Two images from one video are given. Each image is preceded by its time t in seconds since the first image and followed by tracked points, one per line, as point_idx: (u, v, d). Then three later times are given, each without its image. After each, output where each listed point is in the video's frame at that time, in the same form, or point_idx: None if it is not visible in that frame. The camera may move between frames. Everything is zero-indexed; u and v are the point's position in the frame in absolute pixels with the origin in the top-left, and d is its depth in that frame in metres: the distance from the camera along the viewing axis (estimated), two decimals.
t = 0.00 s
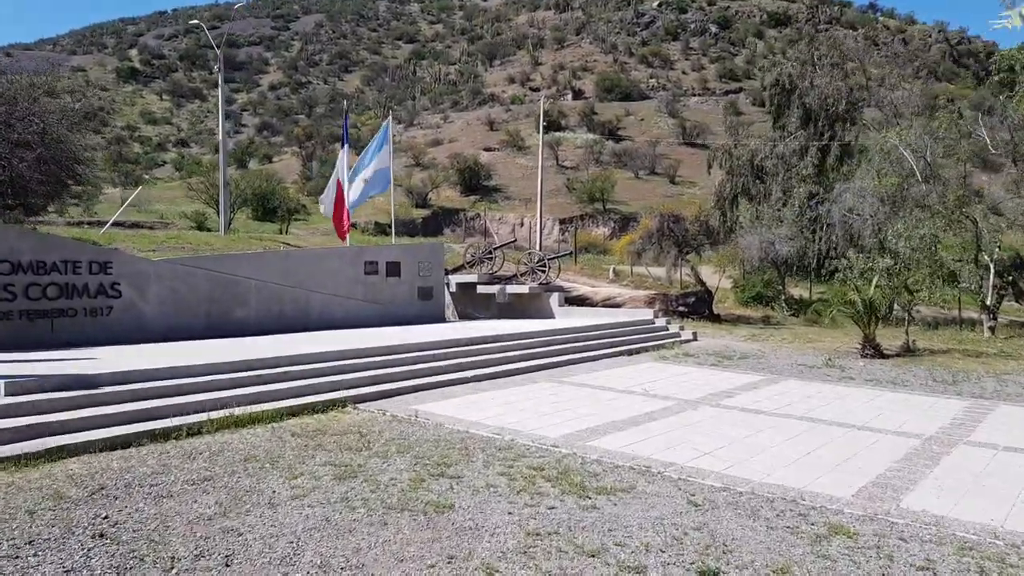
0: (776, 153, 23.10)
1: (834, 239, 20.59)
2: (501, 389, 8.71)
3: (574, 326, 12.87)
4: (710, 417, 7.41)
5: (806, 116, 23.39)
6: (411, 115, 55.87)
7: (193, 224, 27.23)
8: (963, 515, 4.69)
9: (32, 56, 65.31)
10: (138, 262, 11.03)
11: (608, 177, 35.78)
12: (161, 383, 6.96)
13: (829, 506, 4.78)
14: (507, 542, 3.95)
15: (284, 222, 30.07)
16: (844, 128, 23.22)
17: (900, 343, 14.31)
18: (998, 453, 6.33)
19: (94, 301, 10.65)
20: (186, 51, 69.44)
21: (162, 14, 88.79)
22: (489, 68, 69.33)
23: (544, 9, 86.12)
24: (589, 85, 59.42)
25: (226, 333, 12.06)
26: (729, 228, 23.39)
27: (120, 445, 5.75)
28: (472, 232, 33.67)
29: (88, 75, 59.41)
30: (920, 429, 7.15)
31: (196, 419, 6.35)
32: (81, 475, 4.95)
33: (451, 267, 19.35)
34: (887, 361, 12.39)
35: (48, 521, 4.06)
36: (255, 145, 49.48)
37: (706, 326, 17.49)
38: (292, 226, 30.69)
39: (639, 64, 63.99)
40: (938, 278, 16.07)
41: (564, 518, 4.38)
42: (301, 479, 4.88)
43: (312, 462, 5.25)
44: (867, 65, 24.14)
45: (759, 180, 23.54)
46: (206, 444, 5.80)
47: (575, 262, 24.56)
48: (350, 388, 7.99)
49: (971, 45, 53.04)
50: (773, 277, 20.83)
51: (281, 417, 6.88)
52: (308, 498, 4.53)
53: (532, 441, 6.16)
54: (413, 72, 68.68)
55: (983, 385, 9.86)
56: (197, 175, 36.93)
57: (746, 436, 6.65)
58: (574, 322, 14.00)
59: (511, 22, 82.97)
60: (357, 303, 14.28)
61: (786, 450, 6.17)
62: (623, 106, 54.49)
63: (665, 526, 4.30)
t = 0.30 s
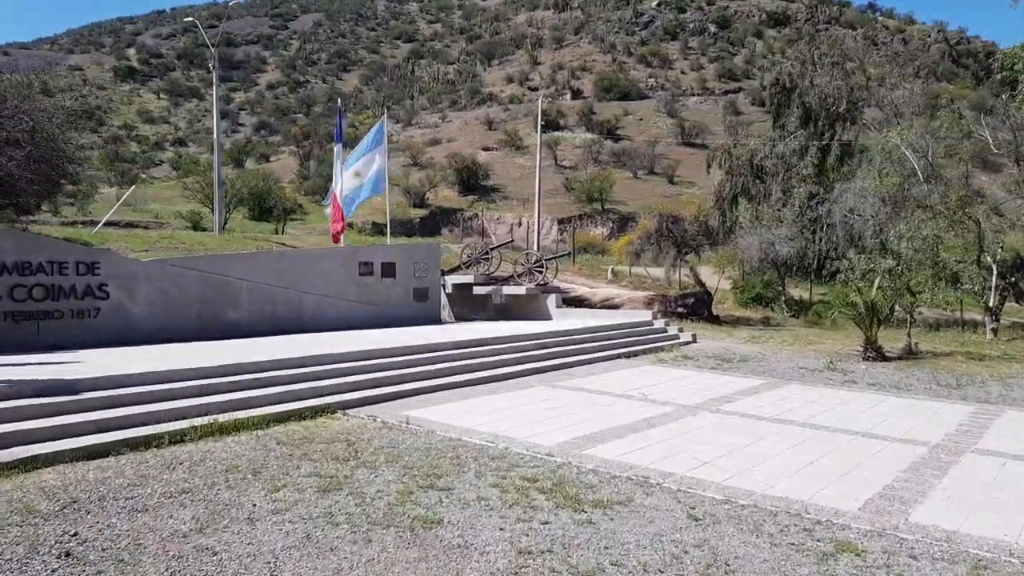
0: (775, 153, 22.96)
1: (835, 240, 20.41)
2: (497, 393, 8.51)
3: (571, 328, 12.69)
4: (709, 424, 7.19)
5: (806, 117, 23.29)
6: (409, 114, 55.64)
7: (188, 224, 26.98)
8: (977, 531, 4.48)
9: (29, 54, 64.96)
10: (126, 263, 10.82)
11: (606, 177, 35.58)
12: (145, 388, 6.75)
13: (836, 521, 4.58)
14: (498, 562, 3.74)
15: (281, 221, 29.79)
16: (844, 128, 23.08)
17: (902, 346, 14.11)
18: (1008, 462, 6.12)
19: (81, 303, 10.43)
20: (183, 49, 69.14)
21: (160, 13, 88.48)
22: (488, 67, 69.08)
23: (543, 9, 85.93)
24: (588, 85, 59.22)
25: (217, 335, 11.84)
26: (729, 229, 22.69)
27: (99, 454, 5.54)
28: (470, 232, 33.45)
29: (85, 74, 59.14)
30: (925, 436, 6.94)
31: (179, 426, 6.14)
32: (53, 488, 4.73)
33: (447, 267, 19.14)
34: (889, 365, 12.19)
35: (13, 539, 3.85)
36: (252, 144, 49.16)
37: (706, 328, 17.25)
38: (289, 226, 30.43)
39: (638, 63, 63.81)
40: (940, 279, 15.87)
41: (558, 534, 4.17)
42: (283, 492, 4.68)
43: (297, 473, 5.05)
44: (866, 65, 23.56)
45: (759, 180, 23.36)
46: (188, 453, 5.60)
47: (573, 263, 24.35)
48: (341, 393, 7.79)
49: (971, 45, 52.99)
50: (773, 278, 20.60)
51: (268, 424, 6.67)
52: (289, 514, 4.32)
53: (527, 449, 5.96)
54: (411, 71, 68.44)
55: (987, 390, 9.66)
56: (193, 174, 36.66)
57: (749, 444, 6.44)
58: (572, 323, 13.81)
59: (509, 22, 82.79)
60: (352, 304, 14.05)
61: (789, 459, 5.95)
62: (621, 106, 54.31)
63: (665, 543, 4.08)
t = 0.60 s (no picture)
0: (775, 152, 22.81)
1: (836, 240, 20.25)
2: (493, 396, 8.32)
3: (569, 329, 12.47)
4: (710, 429, 6.99)
5: (806, 116, 23.15)
6: (407, 114, 55.43)
7: (184, 224, 26.74)
8: (993, 543, 4.29)
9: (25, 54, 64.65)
10: (116, 263, 10.61)
11: (605, 176, 35.39)
12: (129, 392, 6.55)
13: (845, 532, 4.39)
14: None
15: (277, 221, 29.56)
16: (844, 127, 22.92)
17: (905, 347, 13.94)
18: (1019, 468, 5.93)
19: (69, 304, 10.21)
20: (181, 49, 68.89)
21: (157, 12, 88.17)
22: (486, 67, 68.86)
23: (542, 8, 85.77)
24: (586, 84, 59.05)
25: (209, 337, 11.63)
26: (729, 228, 22.01)
27: (78, 461, 5.33)
28: (467, 232, 33.27)
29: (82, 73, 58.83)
30: (933, 442, 6.75)
31: (164, 431, 5.95)
32: (27, 498, 4.53)
33: (444, 267, 18.95)
34: (892, 367, 12.01)
35: None
36: (250, 144, 48.87)
37: (705, 329, 17.04)
38: (286, 226, 30.22)
39: (637, 62, 63.64)
40: (943, 280, 15.66)
41: (552, 548, 3.97)
42: (267, 502, 4.48)
43: (283, 482, 4.85)
44: (866, 65, 23.45)
45: (759, 179, 23.20)
46: (171, 461, 5.40)
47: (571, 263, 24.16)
48: (333, 395, 7.58)
49: (970, 45, 52.92)
50: (773, 278, 20.41)
51: (256, 429, 6.47)
52: (272, 526, 4.12)
53: (522, 455, 5.77)
54: (409, 71, 68.24)
55: (993, 393, 9.48)
56: (189, 173, 36.40)
57: (752, 450, 6.25)
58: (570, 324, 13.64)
59: (508, 22, 82.62)
60: (347, 305, 13.85)
61: (793, 466, 5.77)
62: (620, 105, 54.14)
63: (667, 558, 3.88)
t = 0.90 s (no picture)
0: (776, 151, 22.63)
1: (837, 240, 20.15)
2: (489, 399, 8.13)
3: (567, 330, 12.28)
4: (711, 434, 6.80)
5: (806, 115, 22.99)
6: (405, 113, 55.26)
7: (180, 223, 26.55)
8: (1007, 555, 4.10)
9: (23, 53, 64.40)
10: (105, 262, 10.39)
11: (604, 176, 35.22)
12: (115, 395, 6.35)
13: (855, 544, 4.20)
14: None
15: (274, 221, 29.38)
16: (845, 126, 22.76)
17: (908, 349, 13.76)
18: None
19: (58, 304, 9.98)
20: (179, 48, 68.68)
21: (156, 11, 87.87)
22: (485, 66, 68.65)
23: (541, 8, 85.59)
24: (585, 83, 58.90)
25: (202, 338, 11.42)
26: (728, 228, 21.73)
27: (56, 467, 5.13)
28: (466, 232, 33.12)
29: (79, 72, 58.59)
30: (940, 446, 6.55)
31: (148, 435, 5.75)
32: None
33: (442, 267, 18.77)
34: (895, 369, 11.87)
35: None
36: (247, 143, 48.67)
37: (704, 330, 16.86)
38: (282, 225, 30.00)
39: (636, 62, 63.50)
40: (944, 281, 15.49)
41: (548, 562, 3.76)
42: (250, 513, 4.27)
43: (268, 491, 4.64)
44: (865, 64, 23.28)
45: (759, 178, 23.05)
46: (153, 468, 5.19)
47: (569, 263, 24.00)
48: (326, 399, 7.39)
49: (969, 45, 52.88)
50: (773, 278, 20.26)
51: (245, 432, 6.27)
52: (253, 538, 3.92)
53: (518, 461, 5.59)
54: (408, 70, 68.05)
55: (999, 395, 9.32)
56: (186, 172, 36.18)
57: (755, 456, 6.06)
58: (569, 325, 13.47)
59: (507, 21, 82.45)
60: (343, 306, 13.66)
61: (797, 473, 5.57)
62: (619, 105, 54.00)
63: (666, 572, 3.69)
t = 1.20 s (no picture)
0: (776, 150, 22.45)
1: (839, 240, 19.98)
2: (484, 402, 7.93)
3: (564, 331, 12.09)
4: (711, 439, 6.58)
5: (806, 113, 22.79)
6: (403, 112, 55.03)
7: (176, 222, 26.29)
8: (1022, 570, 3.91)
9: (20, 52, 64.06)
10: (94, 262, 10.16)
11: (603, 175, 35.01)
12: (96, 398, 6.13)
13: (864, 557, 4.01)
14: None
15: (270, 221, 29.15)
16: (846, 125, 22.58)
17: (910, 350, 13.58)
18: None
19: (44, 305, 9.74)
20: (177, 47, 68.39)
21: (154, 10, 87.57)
22: (483, 66, 68.45)
23: (539, 7, 85.36)
24: (584, 83, 58.68)
25: (192, 339, 11.21)
26: (728, 227, 21.56)
27: (32, 476, 4.91)
28: (463, 231, 32.90)
29: (76, 71, 58.28)
30: (947, 452, 6.36)
31: (130, 441, 5.55)
32: None
33: (438, 266, 18.55)
34: (898, 370, 11.69)
35: None
36: (245, 142, 48.40)
37: (704, 331, 16.65)
38: (279, 225, 29.77)
39: (635, 61, 63.31)
40: (947, 281, 15.31)
41: None
42: (229, 526, 4.08)
43: (249, 502, 4.44)
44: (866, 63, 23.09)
45: (759, 178, 22.89)
46: (133, 476, 4.98)
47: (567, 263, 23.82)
48: (317, 402, 7.19)
49: (968, 45, 52.73)
50: (773, 278, 20.06)
51: (231, 438, 6.06)
52: (231, 553, 3.72)
53: (513, 468, 5.38)
54: (406, 70, 67.81)
55: (1005, 398, 9.13)
56: (182, 172, 35.92)
57: (757, 462, 5.86)
58: (567, 326, 13.26)
59: (506, 20, 82.23)
60: (337, 307, 13.46)
61: (801, 480, 5.38)
62: (618, 104, 53.81)
63: None
